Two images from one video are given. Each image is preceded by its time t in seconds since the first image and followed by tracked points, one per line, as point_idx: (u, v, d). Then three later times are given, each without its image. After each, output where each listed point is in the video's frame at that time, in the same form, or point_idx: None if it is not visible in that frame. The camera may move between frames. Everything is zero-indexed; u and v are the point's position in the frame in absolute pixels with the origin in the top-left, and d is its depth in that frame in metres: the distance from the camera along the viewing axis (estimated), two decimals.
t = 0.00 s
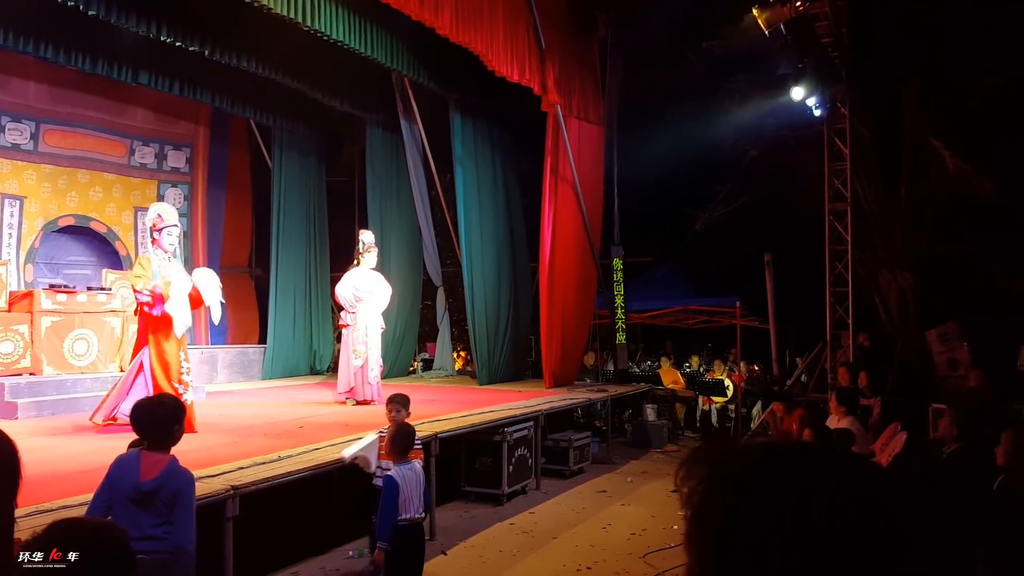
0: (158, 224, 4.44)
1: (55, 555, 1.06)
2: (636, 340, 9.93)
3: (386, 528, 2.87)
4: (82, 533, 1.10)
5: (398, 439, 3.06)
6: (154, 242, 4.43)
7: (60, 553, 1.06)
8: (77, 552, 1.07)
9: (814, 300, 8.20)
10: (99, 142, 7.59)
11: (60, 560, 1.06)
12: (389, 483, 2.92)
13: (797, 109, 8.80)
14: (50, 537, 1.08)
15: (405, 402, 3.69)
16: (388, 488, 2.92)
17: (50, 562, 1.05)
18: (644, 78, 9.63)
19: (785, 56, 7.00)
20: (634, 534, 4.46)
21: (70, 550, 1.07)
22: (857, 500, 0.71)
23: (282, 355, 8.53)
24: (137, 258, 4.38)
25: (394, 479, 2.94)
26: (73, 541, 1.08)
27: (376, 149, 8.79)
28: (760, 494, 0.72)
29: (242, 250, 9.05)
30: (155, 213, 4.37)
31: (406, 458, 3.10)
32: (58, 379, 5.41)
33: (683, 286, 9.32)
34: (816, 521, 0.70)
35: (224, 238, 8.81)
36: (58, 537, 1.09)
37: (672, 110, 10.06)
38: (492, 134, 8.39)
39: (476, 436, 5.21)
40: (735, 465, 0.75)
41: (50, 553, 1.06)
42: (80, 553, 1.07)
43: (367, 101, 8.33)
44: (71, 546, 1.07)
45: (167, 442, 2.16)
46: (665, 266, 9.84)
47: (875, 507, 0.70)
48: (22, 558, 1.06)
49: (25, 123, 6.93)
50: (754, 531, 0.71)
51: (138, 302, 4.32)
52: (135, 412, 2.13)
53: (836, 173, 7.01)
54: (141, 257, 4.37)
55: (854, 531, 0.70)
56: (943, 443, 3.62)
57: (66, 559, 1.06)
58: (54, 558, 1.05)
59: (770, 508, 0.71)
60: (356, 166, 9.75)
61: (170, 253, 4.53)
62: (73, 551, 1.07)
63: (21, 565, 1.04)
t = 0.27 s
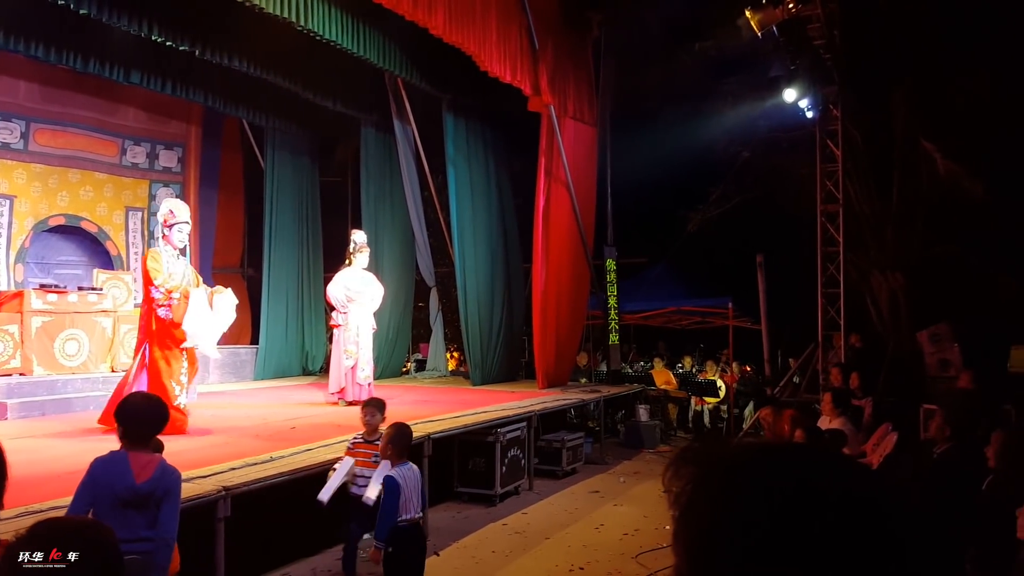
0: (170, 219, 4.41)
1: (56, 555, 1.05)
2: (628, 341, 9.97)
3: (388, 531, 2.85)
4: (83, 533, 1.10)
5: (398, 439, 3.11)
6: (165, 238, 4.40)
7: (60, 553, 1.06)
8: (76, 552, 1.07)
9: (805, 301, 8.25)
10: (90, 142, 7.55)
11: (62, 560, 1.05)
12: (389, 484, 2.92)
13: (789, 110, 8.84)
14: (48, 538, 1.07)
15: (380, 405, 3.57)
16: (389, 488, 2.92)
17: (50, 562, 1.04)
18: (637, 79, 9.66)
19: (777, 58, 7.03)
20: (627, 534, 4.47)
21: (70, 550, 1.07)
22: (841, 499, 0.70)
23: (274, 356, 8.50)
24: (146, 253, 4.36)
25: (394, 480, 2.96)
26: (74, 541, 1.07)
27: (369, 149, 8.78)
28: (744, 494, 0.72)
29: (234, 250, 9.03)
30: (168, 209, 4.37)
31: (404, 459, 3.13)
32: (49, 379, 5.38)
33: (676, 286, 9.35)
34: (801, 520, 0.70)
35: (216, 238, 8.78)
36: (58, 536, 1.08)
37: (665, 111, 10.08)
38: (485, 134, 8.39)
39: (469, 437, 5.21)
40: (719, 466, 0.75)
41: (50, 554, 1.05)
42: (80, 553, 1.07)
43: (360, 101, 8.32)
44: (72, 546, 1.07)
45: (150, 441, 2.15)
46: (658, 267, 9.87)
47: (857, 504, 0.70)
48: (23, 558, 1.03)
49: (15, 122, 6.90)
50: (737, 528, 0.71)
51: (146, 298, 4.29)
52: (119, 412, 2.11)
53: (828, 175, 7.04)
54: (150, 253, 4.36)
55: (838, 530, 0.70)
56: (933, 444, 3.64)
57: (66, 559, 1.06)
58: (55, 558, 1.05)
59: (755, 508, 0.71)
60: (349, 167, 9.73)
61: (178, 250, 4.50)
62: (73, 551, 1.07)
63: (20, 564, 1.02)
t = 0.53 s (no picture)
0: (174, 217, 4.42)
1: (56, 555, 1.05)
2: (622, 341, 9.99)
3: (403, 530, 2.83)
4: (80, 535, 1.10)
5: (402, 439, 3.08)
6: (169, 236, 4.40)
7: (60, 553, 1.06)
8: (76, 552, 1.07)
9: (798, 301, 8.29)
10: (83, 141, 7.51)
11: (61, 560, 1.05)
12: (399, 483, 2.89)
13: (782, 111, 8.88)
14: (46, 539, 1.07)
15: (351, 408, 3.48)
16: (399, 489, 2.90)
17: (50, 562, 1.04)
18: (631, 80, 9.68)
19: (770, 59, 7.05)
20: (620, 534, 4.47)
21: (70, 550, 1.07)
22: (832, 499, 0.68)
23: (266, 356, 8.47)
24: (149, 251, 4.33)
25: (404, 480, 2.92)
26: (73, 541, 1.07)
27: (362, 149, 8.76)
28: (736, 494, 0.70)
29: (227, 250, 9.00)
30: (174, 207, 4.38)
31: (410, 460, 3.07)
32: (41, 379, 5.36)
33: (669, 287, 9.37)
34: (793, 521, 0.67)
35: (209, 237, 8.74)
36: (58, 537, 1.08)
37: (659, 112, 10.10)
38: (479, 134, 8.38)
39: (462, 437, 5.20)
40: (710, 466, 0.73)
41: (50, 554, 1.05)
42: (80, 553, 1.07)
43: (353, 100, 8.31)
44: (72, 546, 1.07)
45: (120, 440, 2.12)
46: (651, 267, 9.90)
47: (847, 503, 0.68)
48: (23, 559, 1.02)
49: (7, 121, 6.85)
50: (728, 529, 0.69)
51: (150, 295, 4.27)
52: (88, 418, 2.01)
53: (820, 176, 7.07)
54: (154, 250, 4.34)
55: (832, 530, 0.67)
56: (925, 444, 3.65)
57: (66, 559, 1.06)
58: (55, 558, 1.05)
59: (745, 507, 0.69)
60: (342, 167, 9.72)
61: (183, 248, 4.49)
62: (73, 551, 1.07)
63: (20, 564, 1.01)
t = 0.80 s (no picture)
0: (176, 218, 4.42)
1: (58, 556, 0.97)
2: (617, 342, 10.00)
3: (409, 529, 2.82)
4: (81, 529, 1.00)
5: (405, 438, 3.07)
6: (171, 236, 4.39)
7: (61, 554, 0.97)
8: (76, 553, 0.98)
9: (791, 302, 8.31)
10: (76, 141, 7.47)
11: (62, 561, 0.97)
12: (405, 483, 2.89)
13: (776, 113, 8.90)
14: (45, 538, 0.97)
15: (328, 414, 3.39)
16: (404, 490, 2.89)
17: (49, 563, 0.96)
18: (626, 81, 9.69)
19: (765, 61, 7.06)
20: (614, 535, 4.47)
21: (73, 550, 0.98)
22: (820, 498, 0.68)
23: (260, 357, 8.45)
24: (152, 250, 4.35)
25: (410, 480, 2.92)
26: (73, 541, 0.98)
27: (356, 149, 8.74)
28: (729, 491, 0.70)
29: (221, 250, 8.98)
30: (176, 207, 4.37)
31: (413, 461, 3.05)
32: (33, 380, 5.33)
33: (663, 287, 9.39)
34: (784, 522, 0.67)
35: (202, 238, 8.71)
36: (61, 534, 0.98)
37: (653, 113, 10.12)
38: (473, 134, 8.37)
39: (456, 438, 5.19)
40: (705, 464, 0.73)
41: (49, 555, 0.96)
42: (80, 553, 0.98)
43: (347, 100, 8.29)
44: (72, 546, 0.98)
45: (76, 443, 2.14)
46: (645, 268, 9.91)
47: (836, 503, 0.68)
48: (23, 559, 0.94)
49: None
50: (718, 527, 0.69)
51: (148, 295, 4.25)
52: (50, 424, 2.02)
53: (815, 177, 7.09)
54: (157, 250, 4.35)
55: (819, 530, 0.67)
56: (917, 445, 3.66)
57: (68, 559, 0.97)
58: (55, 559, 0.96)
59: (737, 505, 0.69)
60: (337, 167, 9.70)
61: (185, 249, 4.47)
62: (75, 552, 0.98)
63: (18, 565, 0.93)
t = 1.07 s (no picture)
0: (169, 216, 4.41)
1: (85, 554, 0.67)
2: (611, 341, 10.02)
3: (409, 530, 2.81)
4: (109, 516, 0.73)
5: (402, 437, 3.06)
6: (164, 234, 4.39)
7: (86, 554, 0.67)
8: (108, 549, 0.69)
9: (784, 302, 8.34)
10: (67, 138, 7.43)
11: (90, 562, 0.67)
12: (405, 483, 2.90)
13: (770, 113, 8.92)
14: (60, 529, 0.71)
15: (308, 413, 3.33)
16: (404, 489, 2.89)
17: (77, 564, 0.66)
18: (620, 80, 9.70)
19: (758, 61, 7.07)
20: (607, 534, 4.48)
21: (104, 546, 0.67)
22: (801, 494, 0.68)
23: (253, 355, 8.43)
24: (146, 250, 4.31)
25: (409, 480, 2.92)
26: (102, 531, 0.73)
27: (351, 147, 8.72)
28: (715, 487, 0.70)
29: (215, 248, 8.96)
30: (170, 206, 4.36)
31: (409, 462, 3.05)
32: (24, 378, 5.30)
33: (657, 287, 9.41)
34: (770, 520, 0.67)
35: (195, 236, 8.68)
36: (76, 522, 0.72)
37: (647, 113, 10.14)
38: (468, 133, 8.37)
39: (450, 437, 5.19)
40: (695, 461, 0.73)
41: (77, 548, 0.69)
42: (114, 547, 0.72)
43: (341, 99, 8.27)
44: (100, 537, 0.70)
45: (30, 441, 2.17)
46: (639, 267, 9.94)
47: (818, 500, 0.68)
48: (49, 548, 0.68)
49: None
50: (703, 525, 0.69)
51: (144, 294, 4.23)
52: (20, 424, 2.05)
53: (808, 177, 7.11)
54: (150, 249, 4.32)
55: (801, 526, 0.67)
56: (909, 445, 3.67)
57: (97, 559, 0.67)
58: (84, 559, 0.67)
59: (724, 503, 0.69)
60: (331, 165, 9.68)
61: (178, 247, 4.49)
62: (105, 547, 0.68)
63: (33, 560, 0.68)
